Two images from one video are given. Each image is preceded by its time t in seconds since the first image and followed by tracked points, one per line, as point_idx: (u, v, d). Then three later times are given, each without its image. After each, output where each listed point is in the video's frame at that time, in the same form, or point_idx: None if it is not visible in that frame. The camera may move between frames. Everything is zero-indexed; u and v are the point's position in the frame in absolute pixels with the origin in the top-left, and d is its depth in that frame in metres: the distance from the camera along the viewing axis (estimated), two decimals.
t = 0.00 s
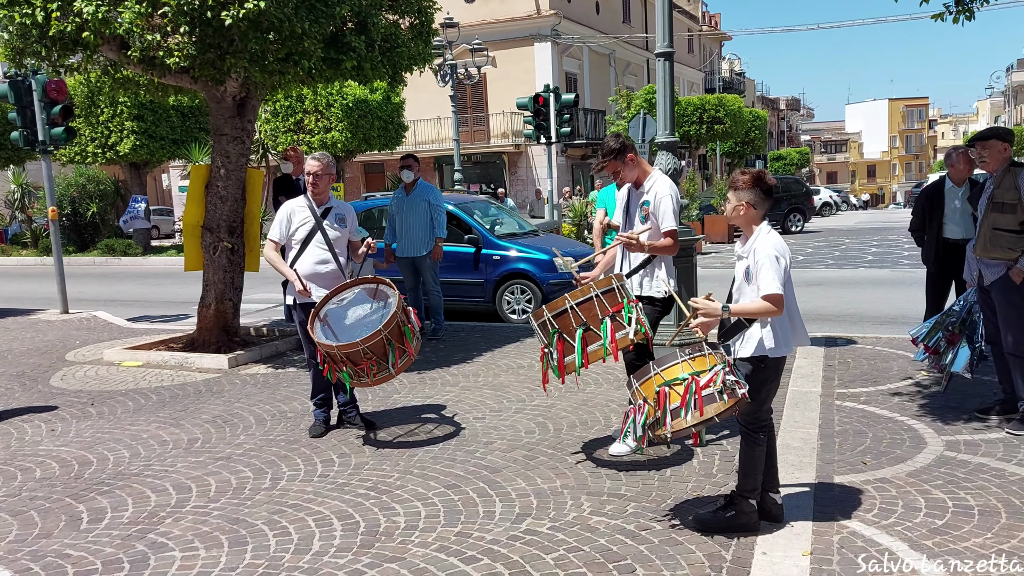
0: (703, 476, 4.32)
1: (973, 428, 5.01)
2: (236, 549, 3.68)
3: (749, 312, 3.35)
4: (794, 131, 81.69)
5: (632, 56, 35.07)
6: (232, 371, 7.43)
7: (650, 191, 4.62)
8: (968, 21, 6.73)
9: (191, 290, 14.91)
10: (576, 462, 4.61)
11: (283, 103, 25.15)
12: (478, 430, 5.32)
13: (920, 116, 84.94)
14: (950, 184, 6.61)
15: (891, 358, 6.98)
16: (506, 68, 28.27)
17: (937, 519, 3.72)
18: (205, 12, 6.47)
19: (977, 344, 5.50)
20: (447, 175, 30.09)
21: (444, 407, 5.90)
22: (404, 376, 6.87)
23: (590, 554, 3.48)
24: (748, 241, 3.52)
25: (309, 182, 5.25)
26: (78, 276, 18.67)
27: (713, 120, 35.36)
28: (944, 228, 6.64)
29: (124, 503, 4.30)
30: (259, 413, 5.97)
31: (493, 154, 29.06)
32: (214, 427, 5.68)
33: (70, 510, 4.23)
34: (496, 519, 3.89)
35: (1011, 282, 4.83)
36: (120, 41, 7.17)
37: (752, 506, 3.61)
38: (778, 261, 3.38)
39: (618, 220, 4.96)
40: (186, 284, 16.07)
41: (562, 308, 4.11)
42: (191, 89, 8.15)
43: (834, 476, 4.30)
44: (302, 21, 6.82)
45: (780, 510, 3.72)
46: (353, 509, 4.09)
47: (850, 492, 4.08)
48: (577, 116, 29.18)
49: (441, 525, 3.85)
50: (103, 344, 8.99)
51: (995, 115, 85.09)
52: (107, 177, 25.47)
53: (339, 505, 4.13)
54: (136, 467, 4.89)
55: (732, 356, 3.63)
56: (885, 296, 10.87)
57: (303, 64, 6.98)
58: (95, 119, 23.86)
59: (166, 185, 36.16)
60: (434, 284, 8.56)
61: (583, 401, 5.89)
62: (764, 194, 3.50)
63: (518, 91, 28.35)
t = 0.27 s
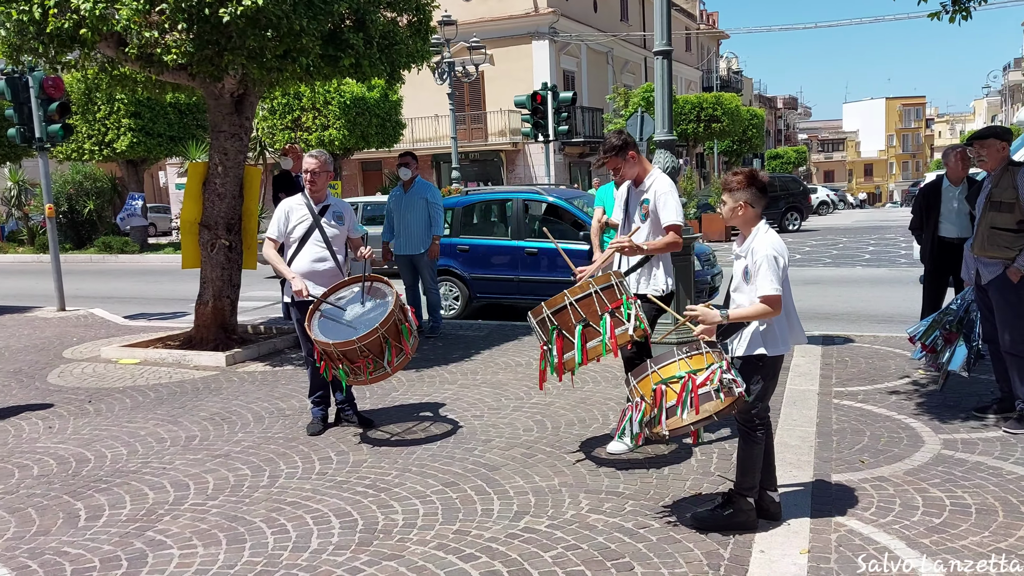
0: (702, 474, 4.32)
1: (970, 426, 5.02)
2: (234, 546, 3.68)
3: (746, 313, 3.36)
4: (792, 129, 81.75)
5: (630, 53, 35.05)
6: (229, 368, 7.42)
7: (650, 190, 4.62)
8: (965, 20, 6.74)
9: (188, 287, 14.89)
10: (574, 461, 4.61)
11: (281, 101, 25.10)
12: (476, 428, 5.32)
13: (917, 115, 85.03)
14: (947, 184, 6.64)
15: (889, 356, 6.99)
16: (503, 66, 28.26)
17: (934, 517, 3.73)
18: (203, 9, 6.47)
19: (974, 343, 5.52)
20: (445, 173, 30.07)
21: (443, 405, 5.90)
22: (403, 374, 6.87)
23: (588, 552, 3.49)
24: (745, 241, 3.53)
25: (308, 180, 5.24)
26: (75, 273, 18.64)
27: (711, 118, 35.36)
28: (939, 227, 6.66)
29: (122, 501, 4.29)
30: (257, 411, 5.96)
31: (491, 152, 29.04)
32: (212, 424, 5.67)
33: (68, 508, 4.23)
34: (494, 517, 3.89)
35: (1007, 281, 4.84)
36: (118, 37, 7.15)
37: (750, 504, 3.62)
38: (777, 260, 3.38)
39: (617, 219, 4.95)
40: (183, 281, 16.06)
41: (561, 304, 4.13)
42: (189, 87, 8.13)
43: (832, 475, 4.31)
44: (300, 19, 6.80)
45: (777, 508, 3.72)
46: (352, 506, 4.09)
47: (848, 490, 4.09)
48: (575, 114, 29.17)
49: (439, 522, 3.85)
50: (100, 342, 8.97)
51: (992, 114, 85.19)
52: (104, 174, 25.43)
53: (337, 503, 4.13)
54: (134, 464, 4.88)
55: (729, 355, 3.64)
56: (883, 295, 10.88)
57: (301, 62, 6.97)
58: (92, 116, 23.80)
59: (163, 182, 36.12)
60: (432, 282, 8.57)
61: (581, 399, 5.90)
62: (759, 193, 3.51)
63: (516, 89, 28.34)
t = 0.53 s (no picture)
0: (698, 471, 4.33)
1: (966, 423, 5.04)
2: (232, 543, 3.68)
3: (743, 309, 3.36)
4: (788, 127, 81.80)
5: (627, 51, 35.02)
6: (225, 365, 7.41)
7: (648, 186, 4.63)
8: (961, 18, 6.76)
9: (183, 284, 14.86)
10: (571, 457, 4.62)
11: (277, 97, 25.03)
12: (473, 424, 5.32)
13: (912, 113, 85.15)
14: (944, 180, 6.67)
15: (885, 354, 7.01)
16: (500, 62, 28.23)
17: (930, 514, 3.75)
18: (200, 5, 6.46)
19: (970, 340, 5.54)
20: (441, 169, 30.04)
21: (440, 401, 5.91)
22: (399, 371, 6.87)
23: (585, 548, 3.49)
24: (742, 238, 3.54)
25: (305, 175, 5.22)
26: (70, 270, 18.59)
27: (707, 116, 35.36)
28: (935, 224, 6.69)
29: (118, 497, 4.29)
30: (254, 407, 5.96)
31: (487, 149, 29.02)
32: (208, 421, 5.67)
33: (64, 504, 4.22)
34: (491, 513, 3.90)
35: (1004, 278, 4.85)
36: (114, 33, 7.13)
37: (747, 501, 3.64)
38: (773, 257, 3.39)
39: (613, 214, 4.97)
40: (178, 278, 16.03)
41: (559, 302, 4.12)
42: (185, 83, 8.12)
43: (828, 471, 4.33)
44: (298, 15, 6.77)
45: (774, 505, 3.74)
46: (349, 503, 4.09)
47: (844, 487, 4.11)
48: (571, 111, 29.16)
49: (437, 519, 3.85)
50: (95, 338, 8.95)
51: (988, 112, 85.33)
52: (100, 171, 25.36)
53: (335, 500, 4.13)
54: (131, 461, 4.87)
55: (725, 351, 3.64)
56: (878, 292, 10.91)
57: (298, 58, 6.96)
58: (87, 112, 23.71)
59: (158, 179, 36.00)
60: (428, 278, 8.57)
61: (578, 396, 5.90)
62: (760, 190, 3.52)
63: (512, 86, 28.32)
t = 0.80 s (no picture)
0: (698, 469, 4.33)
1: (966, 422, 5.04)
2: (231, 541, 3.68)
3: (741, 307, 3.36)
4: (787, 125, 81.79)
5: (626, 49, 34.99)
6: (225, 363, 7.41)
7: (647, 184, 4.63)
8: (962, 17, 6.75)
9: (183, 282, 14.86)
10: (571, 455, 4.62)
11: (277, 95, 25.01)
12: (472, 422, 5.33)
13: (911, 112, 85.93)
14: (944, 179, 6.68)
15: (884, 352, 7.01)
16: (499, 61, 28.21)
17: (929, 512, 3.75)
18: (198, 3, 6.46)
19: (970, 339, 5.54)
20: (441, 168, 30.03)
21: (439, 399, 5.91)
22: (399, 369, 6.88)
23: (585, 547, 3.49)
24: (739, 236, 3.54)
25: (304, 173, 5.21)
26: (70, 267, 18.58)
27: (706, 114, 35.34)
28: (935, 223, 6.71)
29: (118, 495, 4.29)
30: (254, 405, 5.96)
31: (487, 147, 29.01)
32: (208, 418, 5.67)
33: (64, 502, 4.22)
34: (491, 512, 3.90)
35: (1004, 277, 4.86)
36: (114, 30, 7.13)
37: (746, 499, 3.64)
38: (771, 254, 3.39)
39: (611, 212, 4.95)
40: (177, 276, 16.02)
41: (560, 300, 4.12)
42: (184, 80, 8.11)
43: (828, 470, 4.33)
44: (297, 12, 6.77)
45: (773, 503, 3.74)
46: (349, 501, 4.09)
47: (844, 485, 4.11)
48: (571, 109, 29.14)
49: (436, 517, 3.85)
50: (95, 336, 8.96)
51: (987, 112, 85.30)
52: (99, 168, 25.35)
53: (334, 497, 4.13)
54: (130, 459, 4.88)
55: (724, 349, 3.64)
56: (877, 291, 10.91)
57: (297, 56, 6.95)
58: (86, 109, 23.67)
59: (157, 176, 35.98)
60: (428, 276, 8.56)
61: (578, 394, 5.90)
62: (759, 187, 3.52)
63: (512, 84, 28.29)
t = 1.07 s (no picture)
0: (696, 469, 4.33)
1: (964, 422, 5.04)
2: (230, 539, 3.68)
3: (741, 307, 3.36)
4: (787, 126, 81.79)
5: (626, 48, 34.98)
6: (224, 361, 7.41)
7: (644, 182, 4.62)
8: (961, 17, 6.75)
9: (182, 280, 14.86)
10: (570, 455, 4.62)
11: (277, 94, 25.00)
12: (471, 421, 5.32)
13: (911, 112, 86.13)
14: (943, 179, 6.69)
15: (883, 352, 7.01)
16: (499, 60, 28.19)
17: (928, 512, 3.75)
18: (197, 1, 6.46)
19: (970, 338, 5.53)
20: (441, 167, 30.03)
21: (438, 398, 5.91)
22: (397, 368, 6.87)
23: (584, 546, 3.49)
24: (740, 235, 3.54)
25: (304, 172, 5.20)
26: (69, 266, 18.57)
27: (706, 114, 35.33)
28: (934, 223, 6.71)
29: (117, 493, 4.29)
30: (252, 404, 5.96)
31: (487, 146, 29.01)
32: (206, 417, 5.67)
33: (62, 500, 4.22)
34: (490, 511, 3.90)
35: (1003, 277, 4.86)
36: (113, 29, 7.12)
37: (745, 499, 3.63)
38: (771, 254, 3.39)
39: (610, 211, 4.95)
40: (177, 275, 16.01)
41: (560, 300, 4.12)
42: (184, 79, 8.10)
43: (827, 469, 4.33)
44: (297, 11, 6.77)
45: (772, 503, 3.74)
46: (347, 500, 4.09)
47: (842, 485, 4.11)
48: (571, 109, 29.13)
49: (435, 516, 3.85)
50: (94, 334, 8.96)
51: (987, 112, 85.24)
52: (98, 167, 25.34)
53: (333, 496, 4.13)
54: (129, 457, 4.88)
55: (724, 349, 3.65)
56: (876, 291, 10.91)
57: (296, 55, 6.94)
58: (86, 108, 23.65)
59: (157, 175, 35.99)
60: (427, 276, 8.55)
61: (576, 393, 5.90)
62: (760, 187, 3.52)
63: (512, 83, 28.28)
